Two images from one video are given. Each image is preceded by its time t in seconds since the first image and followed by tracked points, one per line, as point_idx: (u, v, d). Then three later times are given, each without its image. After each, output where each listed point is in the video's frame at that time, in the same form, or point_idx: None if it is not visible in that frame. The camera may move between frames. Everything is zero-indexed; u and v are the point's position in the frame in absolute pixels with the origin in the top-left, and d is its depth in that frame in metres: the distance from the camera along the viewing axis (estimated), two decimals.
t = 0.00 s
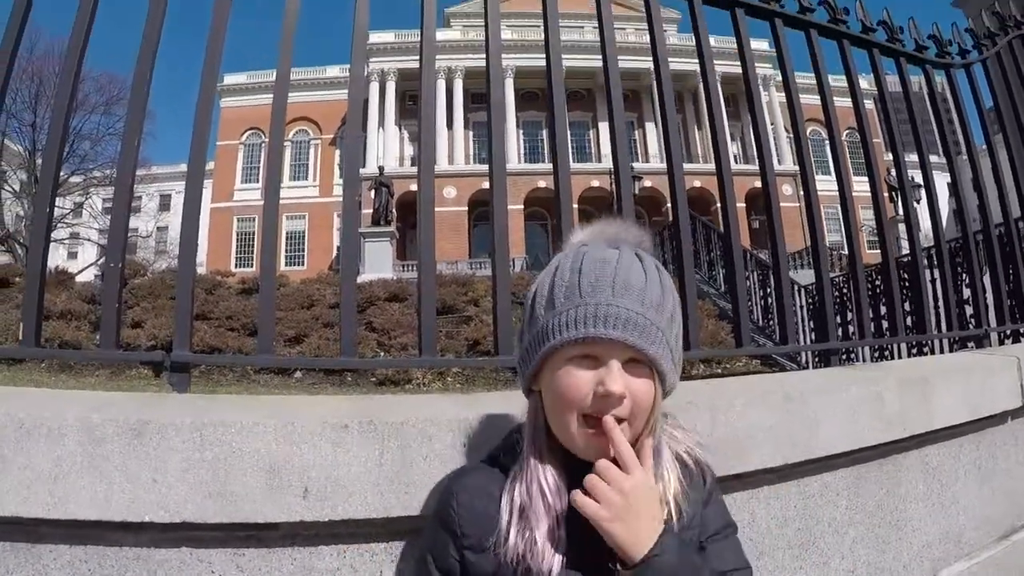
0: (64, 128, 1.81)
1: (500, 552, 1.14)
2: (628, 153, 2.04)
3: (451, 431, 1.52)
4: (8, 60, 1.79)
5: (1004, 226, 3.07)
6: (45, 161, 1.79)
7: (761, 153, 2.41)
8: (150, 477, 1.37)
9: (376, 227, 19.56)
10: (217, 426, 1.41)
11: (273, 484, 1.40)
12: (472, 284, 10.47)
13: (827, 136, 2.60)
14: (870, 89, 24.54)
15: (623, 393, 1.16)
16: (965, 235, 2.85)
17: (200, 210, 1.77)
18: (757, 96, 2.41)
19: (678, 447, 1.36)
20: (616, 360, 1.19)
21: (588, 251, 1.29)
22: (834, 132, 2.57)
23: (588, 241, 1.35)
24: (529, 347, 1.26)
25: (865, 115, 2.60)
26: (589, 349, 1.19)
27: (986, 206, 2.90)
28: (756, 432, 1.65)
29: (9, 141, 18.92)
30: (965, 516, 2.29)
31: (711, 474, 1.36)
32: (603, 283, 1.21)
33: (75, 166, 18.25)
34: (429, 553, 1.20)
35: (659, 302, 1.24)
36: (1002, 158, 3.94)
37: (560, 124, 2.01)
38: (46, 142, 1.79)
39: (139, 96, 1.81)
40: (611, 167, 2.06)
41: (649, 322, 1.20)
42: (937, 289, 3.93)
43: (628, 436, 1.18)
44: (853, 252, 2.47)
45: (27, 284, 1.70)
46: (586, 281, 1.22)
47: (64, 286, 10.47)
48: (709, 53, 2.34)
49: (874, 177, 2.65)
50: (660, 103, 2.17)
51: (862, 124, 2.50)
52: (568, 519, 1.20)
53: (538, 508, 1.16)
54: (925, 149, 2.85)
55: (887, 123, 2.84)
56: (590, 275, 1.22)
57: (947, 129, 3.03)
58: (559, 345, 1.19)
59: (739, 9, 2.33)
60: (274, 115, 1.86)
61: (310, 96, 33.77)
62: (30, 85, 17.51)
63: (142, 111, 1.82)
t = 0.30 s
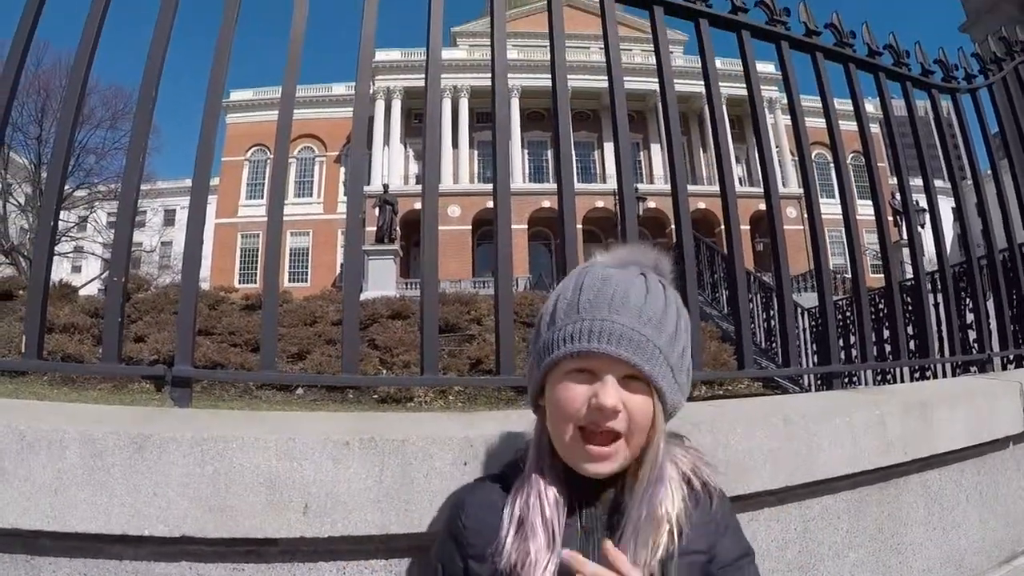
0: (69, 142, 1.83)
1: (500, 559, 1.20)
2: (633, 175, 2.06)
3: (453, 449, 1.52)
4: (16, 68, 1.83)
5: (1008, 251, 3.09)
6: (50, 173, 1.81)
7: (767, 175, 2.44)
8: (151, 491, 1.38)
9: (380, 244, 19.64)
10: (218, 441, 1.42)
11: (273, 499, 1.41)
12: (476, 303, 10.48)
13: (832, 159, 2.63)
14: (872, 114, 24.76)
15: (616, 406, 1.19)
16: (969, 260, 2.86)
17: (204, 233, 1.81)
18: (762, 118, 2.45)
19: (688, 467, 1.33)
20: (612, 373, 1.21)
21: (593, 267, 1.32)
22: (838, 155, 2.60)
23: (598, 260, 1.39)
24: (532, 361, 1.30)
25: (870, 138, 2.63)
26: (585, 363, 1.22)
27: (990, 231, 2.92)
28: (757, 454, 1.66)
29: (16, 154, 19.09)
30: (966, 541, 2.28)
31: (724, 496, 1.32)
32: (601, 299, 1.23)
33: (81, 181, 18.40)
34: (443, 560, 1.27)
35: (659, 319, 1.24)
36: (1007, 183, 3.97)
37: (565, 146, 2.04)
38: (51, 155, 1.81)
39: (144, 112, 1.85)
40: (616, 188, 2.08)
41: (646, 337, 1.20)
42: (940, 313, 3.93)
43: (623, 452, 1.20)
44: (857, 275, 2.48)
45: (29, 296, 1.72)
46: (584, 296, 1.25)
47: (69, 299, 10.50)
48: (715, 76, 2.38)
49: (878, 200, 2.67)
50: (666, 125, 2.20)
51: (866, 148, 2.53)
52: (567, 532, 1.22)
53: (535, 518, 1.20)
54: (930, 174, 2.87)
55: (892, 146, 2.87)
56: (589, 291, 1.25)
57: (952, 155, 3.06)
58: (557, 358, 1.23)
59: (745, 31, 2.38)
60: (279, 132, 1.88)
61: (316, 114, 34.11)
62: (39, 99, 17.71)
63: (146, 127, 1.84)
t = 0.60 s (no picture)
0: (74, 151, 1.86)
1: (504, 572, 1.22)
2: (635, 187, 2.08)
3: (454, 459, 1.53)
4: (21, 78, 1.85)
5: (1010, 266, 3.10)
6: (55, 180, 1.81)
7: (770, 188, 2.46)
8: (153, 498, 1.39)
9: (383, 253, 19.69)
10: (220, 449, 1.43)
11: (274, 508, 1.42)
12: (478, 313, 10.52)
13: (836, 171, 2.65)
14: (876, 128, 24.80)
15: (611, 423, 1.20)
16: (972, 274, 2.88)
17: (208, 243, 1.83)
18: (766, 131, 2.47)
19: (691, 484, 1.34)
20: (608, 390, 1.22)
21: (592, 281, 1.34)
22: (842, 168, 2.62)
23: (601, 272, 1.40)
24: (531, 377, 1.32)
25: (874, 152, 2.65)
26: (581, 379, 1.23)
27: (993, 245, 2.93)
28: (758, 466, 1.67)
29: (21, 162, 19.17)
30: (966, 556, 2.28)
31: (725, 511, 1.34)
32: (598, 314, 1.25)
33: (87, 188, 18.51)
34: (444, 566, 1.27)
35: (657, 335, 1.26)
36: (1011, 198, 3.98)
37: (568, 158, 2.06)
38: (56, 164, 1.83)
39: (149, 121, 1.87)
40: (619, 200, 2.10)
41: (642, 353, 1.22)
42: (943, 327, 3.94)
43: (619, 468, 1.21)
44: (859, 288, 2.50)
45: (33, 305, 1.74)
46: (582, 312, 1.26)
47: (72, 306, 10.54)
48: (719, 87, 2.40)
49: (881, 213, 2.69)
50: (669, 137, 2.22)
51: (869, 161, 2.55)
52: (571, 545, 1.24)
53: (538, 533, 1.22)
54: (934, 187, 2.89)
55: (896, 159, 2.89)
56: (587, 306, 1.27)
57: (956, 169, 3.09)
58: (554, 374, 1.25)
59: (750, 42, 2.40)
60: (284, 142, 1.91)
61: (321, 124, 34.28)
62: (45, 107, 17.85)
63: (152, 136, 1.87)
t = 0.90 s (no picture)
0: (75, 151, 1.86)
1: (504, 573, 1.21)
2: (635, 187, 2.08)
3: (453, 459, 1.53)
4: (22, 79, 1.86)
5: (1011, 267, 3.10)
6: (57, 178, 1.81)
7: (771, 189, 2.45)
8: (153, 498, 1.40)
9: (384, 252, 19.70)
10: (220, 448, 1.44)
11: (274, 507, 1.42)
12: (480, 313, 10.52)
13: (837, 172, 2.65)
14: (878, 128, 24.77)
15: (618, 424, 1.20)
16: (973, 276, 2.87)
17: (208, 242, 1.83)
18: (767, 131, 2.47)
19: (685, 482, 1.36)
20: (614, 390, 1.22)
21: (592, 280, 1.34)
22: (843, 169, 2.61)
23: (598, 270, 1.40)
24: (533, 377, 1.31)
25: (875, 152, 2.64)
26: (586, 379, 1.23)
27: (995, 247, 2.93)
28: (758, 467, 1.67)
29: (23, 161, 19.17)
30: (966, 557, 2.29)
31: (718, 508, 1.36)
32: (602, 314, 1.25)
33: (89, 187, 18.53)
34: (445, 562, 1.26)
35: (659, 334, 1.27)
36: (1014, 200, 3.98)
37: (569, 158, 2.07)
38: (57, 163, 1.83)
39: (150, 121, 1.87)
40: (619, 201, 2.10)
41: (647, 353, 1.23)
42: (943, 328, 3.94)
43: (625, 469, 1.21)
44: (860, 289, 2.50)
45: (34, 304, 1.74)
46: (586, 312, 1.26)
47: (74, 305, 10.56)
48: (721, 87, 2.40)
49: (882, 214, 2.68)
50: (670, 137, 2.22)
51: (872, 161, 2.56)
52: (573, 545, 1.24)
53: (539, 534, 1.21)
54: (935, 189, 2.88)
55: (898, 160, 2.88)
56: (590, 306, 1.27)
57: (957, 170, 3.08)
58: (559, 374, 1.24)
59: (752, 44, 2.40)
60: (286, 142, 1.91)
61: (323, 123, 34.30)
62: (47, 105, 17.87)
63: (153, 136, 1.88)
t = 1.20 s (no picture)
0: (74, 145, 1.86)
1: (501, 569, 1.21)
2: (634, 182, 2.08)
3: (450, 453, 1.54)
4: (21, 72, 1.85)
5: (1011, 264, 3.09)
6: (56, 173, 1.81)
7: (770, 185, 2.45)
8: (151, 491, 1.40)
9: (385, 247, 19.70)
10: (217, 442, 1.44)
11: (272, 501, 1.43)
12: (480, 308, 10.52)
13: (836, 168, 2.64)
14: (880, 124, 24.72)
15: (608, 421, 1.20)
16: (973, 273, 2.87)
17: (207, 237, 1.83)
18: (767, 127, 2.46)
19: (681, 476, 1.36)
20: (601, 388, 1.23)
21: (576, 278, 1.34)
22: (842, 166, 2.61)
23: (583, 267, 1.41)
24: (523, 378, 1.32)
25: (875, 149, 2.63)
26: (574, 379, 1.23)
27: (995, 244, 2.93)
28: (754, 462, 1.68)
29: (23, 155, 19.15)
30: (962, 553, 2.29)
31: (716, 502, 1.36)
32: (587, 313, 1.25)
33: (89, 181, 18.51)
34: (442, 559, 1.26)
35: (646, 329, 1.27)
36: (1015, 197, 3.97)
37: (568, 153, 2.06)
38: (56, 156, 1.83)
39: (150, 115, 1.87)
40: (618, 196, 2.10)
41: (633, 350, 1.22)
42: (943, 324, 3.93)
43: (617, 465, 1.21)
44: (859, 285, 2.49)
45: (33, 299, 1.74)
46: (570, 311, 1.27)
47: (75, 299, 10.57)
48: (720, 83, 2.39)
49: (881, 210, 2.68)
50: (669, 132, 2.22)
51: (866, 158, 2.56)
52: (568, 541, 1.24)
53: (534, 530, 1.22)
54: (935, 185, 2.87)
55: (898, 156, 2.88)
56: (575, 305, 1.27)
57: (958, 167, 3.07)
58: (546, 375, 1.24)
59: (752, 39, 2.40)
60: (284, 137, 1.91)
61: (323, 118, 34.23)
62: (47, 99, 17.82)
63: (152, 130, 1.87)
